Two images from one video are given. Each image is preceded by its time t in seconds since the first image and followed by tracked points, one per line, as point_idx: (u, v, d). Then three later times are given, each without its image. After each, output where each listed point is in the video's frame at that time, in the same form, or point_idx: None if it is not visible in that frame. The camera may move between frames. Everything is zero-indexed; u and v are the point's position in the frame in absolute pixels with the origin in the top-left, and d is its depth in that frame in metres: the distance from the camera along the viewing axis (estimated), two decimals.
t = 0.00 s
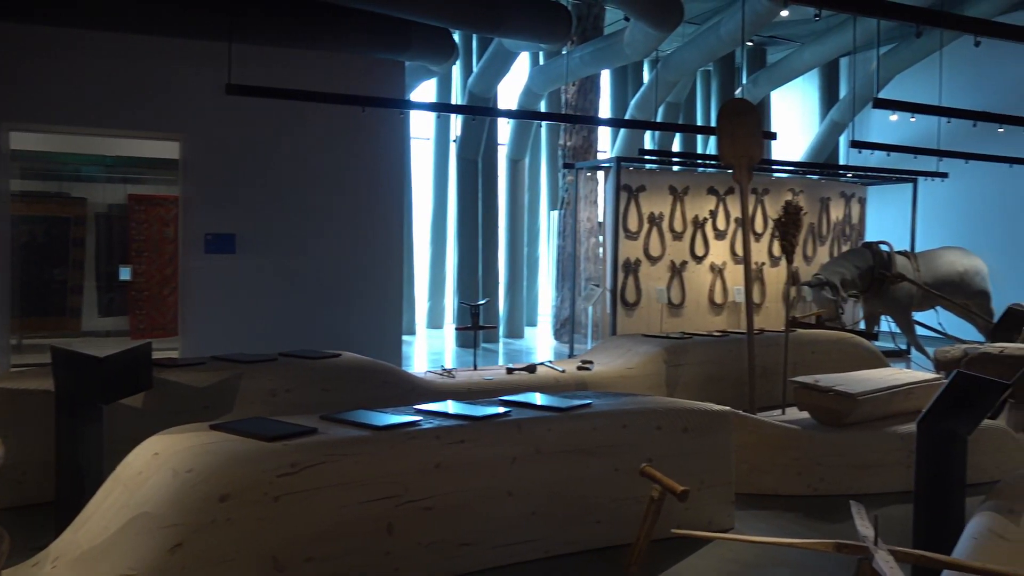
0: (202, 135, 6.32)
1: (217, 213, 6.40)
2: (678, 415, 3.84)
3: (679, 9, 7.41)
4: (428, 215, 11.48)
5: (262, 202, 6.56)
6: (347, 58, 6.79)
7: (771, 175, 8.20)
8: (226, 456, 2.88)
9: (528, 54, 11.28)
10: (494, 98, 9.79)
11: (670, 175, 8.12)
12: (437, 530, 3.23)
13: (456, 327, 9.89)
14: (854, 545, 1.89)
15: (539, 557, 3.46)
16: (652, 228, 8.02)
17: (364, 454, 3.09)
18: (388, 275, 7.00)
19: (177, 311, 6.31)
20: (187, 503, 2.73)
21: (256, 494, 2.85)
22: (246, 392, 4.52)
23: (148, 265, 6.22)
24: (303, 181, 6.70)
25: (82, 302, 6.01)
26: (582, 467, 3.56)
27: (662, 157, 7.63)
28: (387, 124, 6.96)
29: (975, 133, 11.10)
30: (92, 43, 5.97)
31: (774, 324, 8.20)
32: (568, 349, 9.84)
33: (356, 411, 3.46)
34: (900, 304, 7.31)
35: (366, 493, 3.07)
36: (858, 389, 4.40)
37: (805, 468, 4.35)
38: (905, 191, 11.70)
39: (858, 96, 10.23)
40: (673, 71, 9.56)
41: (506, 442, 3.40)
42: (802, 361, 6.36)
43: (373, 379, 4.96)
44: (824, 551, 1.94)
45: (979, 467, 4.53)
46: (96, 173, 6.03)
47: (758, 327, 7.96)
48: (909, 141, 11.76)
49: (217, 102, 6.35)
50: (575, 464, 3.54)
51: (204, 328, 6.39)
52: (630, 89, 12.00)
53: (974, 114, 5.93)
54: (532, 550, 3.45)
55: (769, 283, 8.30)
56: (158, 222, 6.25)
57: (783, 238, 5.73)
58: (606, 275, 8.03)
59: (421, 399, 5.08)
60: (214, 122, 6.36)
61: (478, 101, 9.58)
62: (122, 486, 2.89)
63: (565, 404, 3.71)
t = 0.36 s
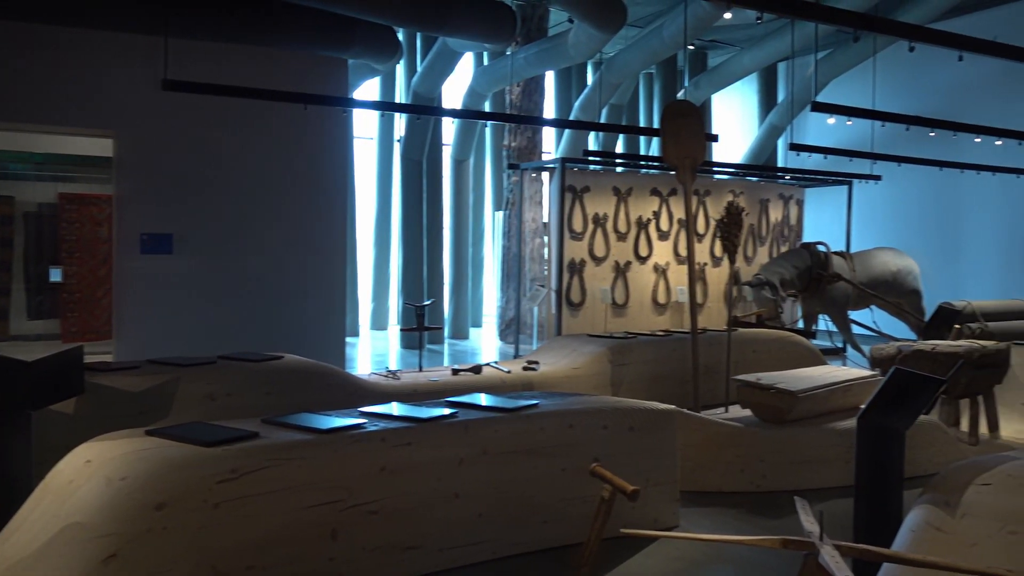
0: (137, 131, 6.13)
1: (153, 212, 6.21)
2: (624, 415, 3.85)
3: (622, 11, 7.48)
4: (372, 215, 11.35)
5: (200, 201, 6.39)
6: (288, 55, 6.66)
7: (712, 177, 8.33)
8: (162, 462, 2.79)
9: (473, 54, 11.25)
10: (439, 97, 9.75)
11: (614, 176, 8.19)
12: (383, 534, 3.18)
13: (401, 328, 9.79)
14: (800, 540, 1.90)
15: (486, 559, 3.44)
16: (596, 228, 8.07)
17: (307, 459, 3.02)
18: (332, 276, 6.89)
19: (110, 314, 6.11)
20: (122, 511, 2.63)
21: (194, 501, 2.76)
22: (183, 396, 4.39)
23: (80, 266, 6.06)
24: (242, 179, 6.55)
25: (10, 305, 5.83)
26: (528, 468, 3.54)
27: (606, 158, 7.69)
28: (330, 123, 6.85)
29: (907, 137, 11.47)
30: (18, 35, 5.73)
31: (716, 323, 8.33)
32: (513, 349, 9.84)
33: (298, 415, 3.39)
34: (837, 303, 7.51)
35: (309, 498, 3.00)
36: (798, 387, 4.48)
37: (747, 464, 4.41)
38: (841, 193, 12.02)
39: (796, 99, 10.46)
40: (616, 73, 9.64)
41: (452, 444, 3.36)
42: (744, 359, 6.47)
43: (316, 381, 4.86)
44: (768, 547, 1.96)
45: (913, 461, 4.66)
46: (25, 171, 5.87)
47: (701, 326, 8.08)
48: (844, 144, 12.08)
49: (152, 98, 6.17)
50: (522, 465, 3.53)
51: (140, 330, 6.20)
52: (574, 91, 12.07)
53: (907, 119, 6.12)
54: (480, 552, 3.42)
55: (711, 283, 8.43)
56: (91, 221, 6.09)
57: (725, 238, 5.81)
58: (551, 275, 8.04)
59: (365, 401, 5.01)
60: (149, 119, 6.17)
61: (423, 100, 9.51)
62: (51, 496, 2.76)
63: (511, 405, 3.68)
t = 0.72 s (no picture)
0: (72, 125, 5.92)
1: (90, 208, 6.01)
2: (575, 412, 3.84)
3: (571, 11, 7.49)
4: (319, 214, 11.19)
5: (140, 198, 6.20)
6: (232, 49, 6.51)
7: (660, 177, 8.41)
8: (101, 465, 2.67)
9: (421, 52, 11.17)
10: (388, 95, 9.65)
11: (563, 175, 8.21)
12: (331, 535, 3.12)
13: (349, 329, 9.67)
14: (755, 532, 1.89)
15: (438, 559, 3.40)
16: (546, 227, 8.07)
17: (254, 460, 2.93)
18: (278, 274, 6.76)
19: (46, 315, 5.86)
20: (57, 518, 2.51)
21: (135, 505, 2.65)
22: (123, 399, 4.24)
23: (12, 266, 5.73)
24: (185, 175, 6.37)
25: None
26: (480, 466, 3.50)
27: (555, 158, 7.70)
28: (275, 119, 6.72)
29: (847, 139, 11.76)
30: None
31: (664, 322, 8.42)
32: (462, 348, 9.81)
33: (245, 415, 3.29)
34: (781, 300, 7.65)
35: (256, 500, 2.92)
36: (746, 382, 4.53)
37: (697, 460, 4.45)
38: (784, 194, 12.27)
39: (741, 101, 10.63)
40: (566, 73, 9.66)
41: (402, 443, 3.30)
42: (692, 357, 6.54)
43: (262, 382, 4.75)
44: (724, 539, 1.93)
45: (857, 454, 4.75)
46: None
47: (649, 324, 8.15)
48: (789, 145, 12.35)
49: (89, 91, 5.96)
50: (474, 464, 3.49)
51: (76, 331, 5.99)
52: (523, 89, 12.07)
53: (849, 120, 6.24)
54: (430, 552, 3.38)
55: (659, 282, 8.51)
56: (26, 219, 5.77)
57: (674, 236, 5.86)
58: (500, 274, 8.01)
59: (313, 402, 4.91)
60: (85, 113, 5.97)
61: (370, 98, 9.40)
62: None
63: (462, 403, 3.63)
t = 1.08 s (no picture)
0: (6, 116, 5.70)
1: (25, 202, 5.79)
2: (531, 406, 3.81)
3: (524, 7, 7.47)
4: (267, 211, 10.98)
5: (79, 192, 5.99)
6: (176, 40, 6.33)
7: (612, 175, 8.44)
8: (37, 464, 2.55)
9: (372, 47, 11.04)
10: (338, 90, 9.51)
11: (515, 173, 8.19)
12: (282, 534, 3.03)
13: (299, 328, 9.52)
14: (715, 519, 1.87)
15: (392, 557, 3.34)
16: (499, 224, 8.03)
17: (200, 457, 2.83)
18: (225, 271, 6.60)
19: None
20: None
21: (74, 506, 2.54)
22: (63, 398, 4.08)
23: None
24: (127, 169, 6.18)
25: None
26: (434, 462, 3.45)
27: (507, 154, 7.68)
28: (221, 111, 6.56)
29: (794, 139, 11.97)
30: None
31: (617, 319, 8.45)
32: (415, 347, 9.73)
33: (191, 412, 3.18)
34: (731, 297, 7.73)
35: (203, 498, 2.82)
36: (700, 376, 4.55)
37: (651, 454, 4.45)
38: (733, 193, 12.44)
39: (691, 100, 10.74)
40: (518, 70, 9.64)
41: (355, 439, 3.23)
42: (645, 352, 6.57)
43: (210, 380, 4.62)
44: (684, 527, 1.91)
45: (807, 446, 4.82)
46: None
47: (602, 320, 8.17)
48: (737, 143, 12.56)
49: (24, 80, 5.74)
50: (428, 459, 3.43)
51: (12, 330, 5.76)
52: (475, 86, 12.01)
53: (799, 117, 6.32)
54: (384, 549, 3.31)
55: (611, 280, 8.54)
56: None
57: (628, 232, 5.87)
58: (453, 272, 7.95)
59: (263, 400, 4.79)
60: (20, 103, 5.75)
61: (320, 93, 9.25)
62: None
63: (416, 397, 3.57)
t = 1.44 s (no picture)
0: None
1: None
2: (489, 398, 3.77)
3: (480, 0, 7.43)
4: (218, 207, 10.75)
5: (19, 183, 5.78)
6: (121, 27, 6.15)
7: (568, 171, 8.44)
8: None
9: (325, 41, 10.89)
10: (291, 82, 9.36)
11: (471, 168, 8.15)
12: (233, 530, 2.94)
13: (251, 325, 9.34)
14: (677, 503, 1.85)
15: (347, 553, 3.27)
16: (455, 220, 7.97)
17: (148, 451, 2.73)
18: (173, 266, 6.44)
19: None
20: None
21: (13, 503, 2.42)
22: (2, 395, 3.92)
23: None
24: (70, 160, 5.97)
25: None
26: (391, 455, 3.39)
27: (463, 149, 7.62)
28: (169, 102, 6.39)
29: (747, 138, 12.13)
30: None
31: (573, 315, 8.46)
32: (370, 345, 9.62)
33: (138, 406, 3.06)
34: (686, 292, 7.79)
35: (150, 494, 2.72)
36: (657, 368, 4.56)
37: (609, 446, 4.44)
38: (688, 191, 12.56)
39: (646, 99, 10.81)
40: (474, 66, 9.59)
41: (309, 432, 3.15)
42: (601, 347, 6.58)
43: (159, 376, 4.48)
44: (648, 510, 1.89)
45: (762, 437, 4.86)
46: None
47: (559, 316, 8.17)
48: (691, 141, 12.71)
49: None
50: (384, 452, 3.37)
51: None
52: (430, 82, 11.92)
53: (754, 114, 6.38)
54: (339, 545, 3.24)
55: (568, 276, 8.55)
56: None
57: (585, 225, 5.86)
58: (409, 268, 7.87)
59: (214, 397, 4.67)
60: None
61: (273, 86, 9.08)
62: None
63: (372, 389, 3.50)
